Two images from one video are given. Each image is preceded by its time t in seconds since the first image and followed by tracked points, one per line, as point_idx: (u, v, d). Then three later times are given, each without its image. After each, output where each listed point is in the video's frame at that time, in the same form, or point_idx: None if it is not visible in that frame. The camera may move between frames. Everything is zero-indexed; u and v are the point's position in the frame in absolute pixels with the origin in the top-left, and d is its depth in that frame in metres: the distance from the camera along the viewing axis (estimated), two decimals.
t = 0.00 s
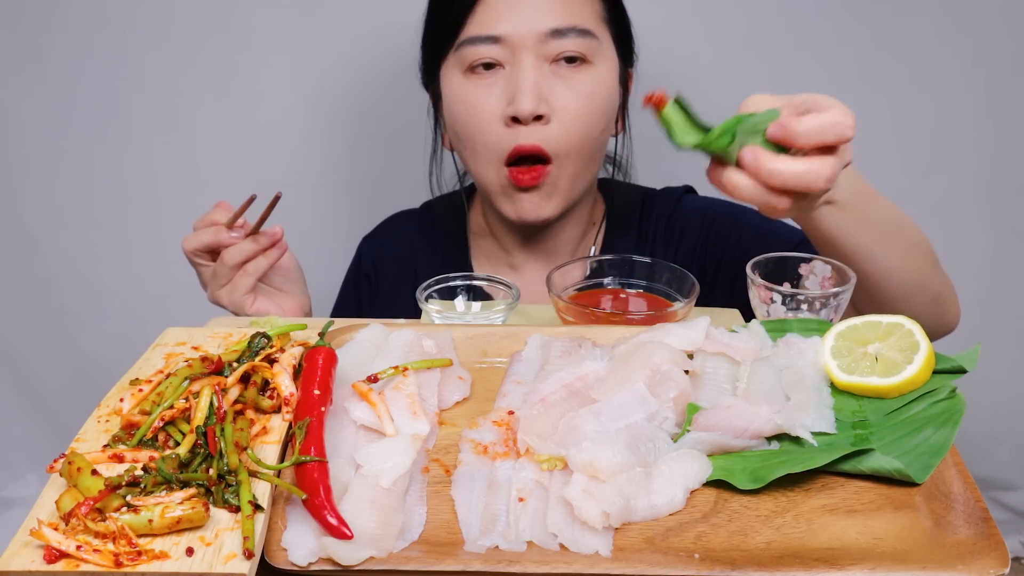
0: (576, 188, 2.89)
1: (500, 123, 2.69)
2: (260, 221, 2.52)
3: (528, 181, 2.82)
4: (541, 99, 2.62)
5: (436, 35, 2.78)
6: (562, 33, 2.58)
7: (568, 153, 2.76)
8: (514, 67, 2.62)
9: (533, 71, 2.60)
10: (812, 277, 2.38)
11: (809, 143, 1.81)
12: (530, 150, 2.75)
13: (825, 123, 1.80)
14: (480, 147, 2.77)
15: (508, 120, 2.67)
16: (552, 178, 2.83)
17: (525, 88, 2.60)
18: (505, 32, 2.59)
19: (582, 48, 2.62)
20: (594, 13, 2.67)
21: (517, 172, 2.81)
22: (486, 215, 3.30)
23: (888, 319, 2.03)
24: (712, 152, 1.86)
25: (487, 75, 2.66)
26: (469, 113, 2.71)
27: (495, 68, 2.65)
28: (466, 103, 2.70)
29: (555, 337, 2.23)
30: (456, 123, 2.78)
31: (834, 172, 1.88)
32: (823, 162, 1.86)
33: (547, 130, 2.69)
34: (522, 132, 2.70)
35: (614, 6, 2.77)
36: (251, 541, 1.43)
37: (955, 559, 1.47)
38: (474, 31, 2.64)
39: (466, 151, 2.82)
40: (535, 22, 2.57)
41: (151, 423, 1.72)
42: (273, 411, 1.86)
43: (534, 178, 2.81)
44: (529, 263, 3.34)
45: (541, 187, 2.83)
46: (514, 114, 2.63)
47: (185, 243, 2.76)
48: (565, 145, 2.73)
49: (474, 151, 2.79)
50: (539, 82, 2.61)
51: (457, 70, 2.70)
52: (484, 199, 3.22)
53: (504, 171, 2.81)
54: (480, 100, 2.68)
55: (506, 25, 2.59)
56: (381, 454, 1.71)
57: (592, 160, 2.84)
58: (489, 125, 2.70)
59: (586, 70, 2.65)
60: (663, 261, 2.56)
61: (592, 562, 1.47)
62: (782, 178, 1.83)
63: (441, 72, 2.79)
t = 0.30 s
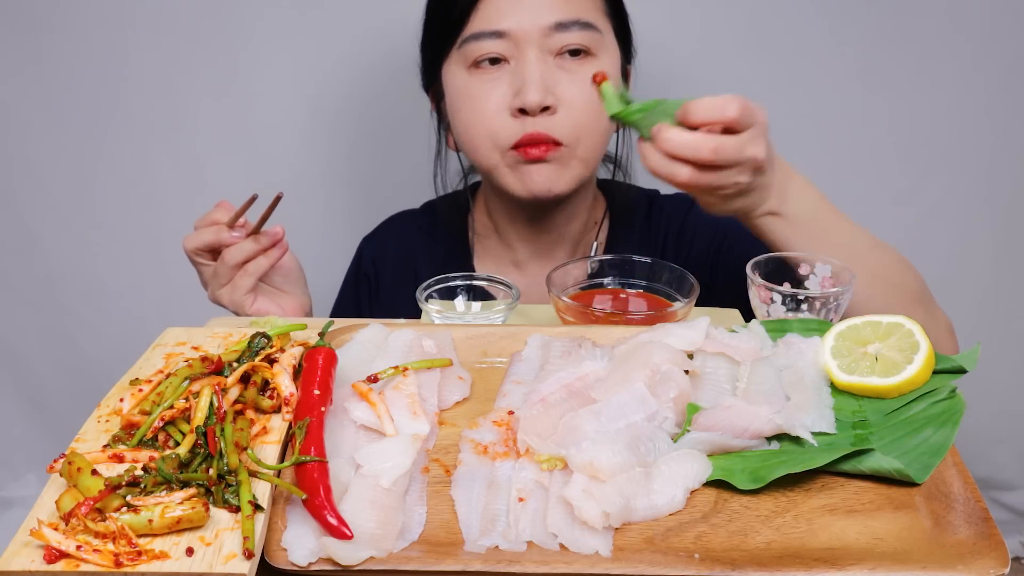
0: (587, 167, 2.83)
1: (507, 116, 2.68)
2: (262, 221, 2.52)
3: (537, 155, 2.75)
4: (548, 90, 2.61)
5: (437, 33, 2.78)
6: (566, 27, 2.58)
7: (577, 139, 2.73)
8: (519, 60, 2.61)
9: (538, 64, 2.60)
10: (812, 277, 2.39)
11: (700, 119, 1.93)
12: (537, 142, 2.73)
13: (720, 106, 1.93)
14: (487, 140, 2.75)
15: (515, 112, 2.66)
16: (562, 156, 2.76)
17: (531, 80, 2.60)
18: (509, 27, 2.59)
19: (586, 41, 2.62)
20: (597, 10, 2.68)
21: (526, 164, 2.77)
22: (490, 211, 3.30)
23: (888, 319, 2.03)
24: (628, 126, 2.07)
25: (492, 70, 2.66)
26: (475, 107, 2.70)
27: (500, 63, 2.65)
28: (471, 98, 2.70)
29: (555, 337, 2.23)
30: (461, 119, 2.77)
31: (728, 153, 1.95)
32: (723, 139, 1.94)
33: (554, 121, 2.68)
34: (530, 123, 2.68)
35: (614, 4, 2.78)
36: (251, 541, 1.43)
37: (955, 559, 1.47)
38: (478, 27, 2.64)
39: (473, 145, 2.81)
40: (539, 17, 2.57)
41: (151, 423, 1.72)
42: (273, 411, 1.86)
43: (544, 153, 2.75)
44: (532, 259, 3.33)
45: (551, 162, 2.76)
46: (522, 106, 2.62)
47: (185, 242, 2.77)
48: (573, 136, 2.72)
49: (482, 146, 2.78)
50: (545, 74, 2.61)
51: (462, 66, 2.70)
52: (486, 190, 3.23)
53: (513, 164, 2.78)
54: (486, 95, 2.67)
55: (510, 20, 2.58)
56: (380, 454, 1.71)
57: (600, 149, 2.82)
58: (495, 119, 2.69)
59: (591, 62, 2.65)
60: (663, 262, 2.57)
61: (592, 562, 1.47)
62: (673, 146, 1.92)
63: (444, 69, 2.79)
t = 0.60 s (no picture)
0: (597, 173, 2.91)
1: (523, 109, 2.65)
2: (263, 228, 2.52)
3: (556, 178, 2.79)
4: (564, 81, 2.60)
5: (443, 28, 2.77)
6: (576, 19, 2.60)
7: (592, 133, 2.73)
8: (532, 54, 2.61)
9: (552, 57, 2.59)
10: (812, 276, 2.42)
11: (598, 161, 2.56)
12: (554, 135, 2.70)
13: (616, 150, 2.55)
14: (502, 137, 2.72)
15: (531, 106, 2.64)
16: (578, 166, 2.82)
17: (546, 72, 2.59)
18: (520, 20, 2.58)
19: (596, 33, 2.64)
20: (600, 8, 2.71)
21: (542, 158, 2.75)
22: (494, 213, 3.28)
23: (888, 319, 2.03)
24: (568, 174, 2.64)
25: (503, 65, 2.64)
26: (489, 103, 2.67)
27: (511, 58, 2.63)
28: (486, 93, 2.66)
29: (555, 337, 2.23)
30: (475, 116, 2.73)
31: (620, 188, 2.53)
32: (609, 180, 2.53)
33: (571, 114, 2.67)
34: (547, 117, 2.66)
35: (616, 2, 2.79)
36: (251, 541, 1.43)
37: (955, 559, 1.47)
38: (487, 21, 2.63)
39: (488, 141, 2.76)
40: (549, 11, 2.58)
41: (152, 423, 1.72)
42: (273, 411, 1.86)
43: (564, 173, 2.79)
44: (534, 260, 3.34)
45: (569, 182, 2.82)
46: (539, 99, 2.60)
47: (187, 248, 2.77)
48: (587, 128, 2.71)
49: (497, 141, 2.73)
50: (558, 67, 2.60)
51: (473, 62, 2.68)
52: (489, 193, 3.22)
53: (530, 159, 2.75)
54: (499, 89, 2.64)
55: (520, 13, 2.58)
56: (380, 454, 1.71)
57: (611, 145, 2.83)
58: (511, 113, 2.66)
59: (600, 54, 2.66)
60: (663, 262, 2.57)
61: (592, 562, 1.47)
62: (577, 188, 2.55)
63: (454, 65, 2.76)
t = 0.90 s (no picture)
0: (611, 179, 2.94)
1: (536, 125, 2.67)
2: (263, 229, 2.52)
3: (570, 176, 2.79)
4: (576, 98, 2.61)
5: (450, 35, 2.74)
6: (588, 33, 2.58)
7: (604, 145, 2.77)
8: (543, 69, 2.60)
9: (564, 73, 2.59)
10: (813, 276, 2.42)
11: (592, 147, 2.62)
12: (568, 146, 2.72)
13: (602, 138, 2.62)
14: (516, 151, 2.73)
15: (544, 121, 2.65)
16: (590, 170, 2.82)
17: (559, 90, 2.59)
18: (532, 34, 2.57)
19: (607, 47, 2.63)
20: (608, 9, 2.71)
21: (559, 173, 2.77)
22: (497, 213, 3.27)
23: (887, 319, 2.04)
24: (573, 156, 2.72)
25: (515, 79, 2.63)
26: (501, 118, 2.68)
27: (523, 72, 2.62)
28: (497, 108, 2.67)
29: (555, 337, 2.23)
30: (487, 130, 2.73)
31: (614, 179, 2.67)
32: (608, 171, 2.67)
33: (584, 128, 2.68)
34: (560, 131, 2.68)
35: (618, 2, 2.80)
36: (251, 541, 1.43)
37: (955, 559, 1.47)
38: (498, 34, 2.61)
39: (502, 156, 2.77)
40: (560, 24, 2.56)
41: (151, 423, 1.72)
42: (273, 411, 1.86)
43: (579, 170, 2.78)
44: (535, 260, 3.34)
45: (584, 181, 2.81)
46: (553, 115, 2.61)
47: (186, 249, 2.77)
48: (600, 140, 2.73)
49: (512, 155, 2.75)
50: (571, 82, 2.60)
51: (485, 75, 2.67)
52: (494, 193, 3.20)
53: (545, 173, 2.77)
54: (512, 104, 2.64)
55: (532, 28, 2.56)
56: (380, 454, 1.71)
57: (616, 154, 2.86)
58: (525, 128, 2.67)
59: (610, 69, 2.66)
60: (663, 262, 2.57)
61: (592, 562, 1.47)
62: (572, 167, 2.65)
63: (464, 77, 2.73)
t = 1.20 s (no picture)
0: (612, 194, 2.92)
1: (542, 134, 2.66)
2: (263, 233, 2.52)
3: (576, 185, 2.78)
4: (582, 106, 2.61)
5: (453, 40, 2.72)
6: (593, 40, 2.59)
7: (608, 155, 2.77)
8: (548, 76, 2.60)
9: (569, 81, 2.59)
10: (812, 277, 2.42)
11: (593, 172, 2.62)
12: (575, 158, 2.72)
13: (603, 163, 2.61)
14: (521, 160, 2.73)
15: (550, 130, 2.64)
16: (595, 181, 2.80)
17: (565, 98, 2.58)
18: (537, 41, 2.56)
19: (611, 54, 2.65)
20: (609, 11, 2.71)
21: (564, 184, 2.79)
22: (497, 215, 3.27)
23: (887, 319, 2.04)
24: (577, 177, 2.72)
25: (520, 87, 2.63)
26: (507, 126, 2.67)
27: (528, 79, 2.62)
28: (502, 116, 2.66)
29: (555, 337, 2.23)
30: (491, 138, 2.73)
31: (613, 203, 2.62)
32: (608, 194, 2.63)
33: (589, 137, 2.68)
34: (567, 140, 2.67)
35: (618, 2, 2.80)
36: (251, 541, 1.43)
37: (955, 559, 1.47)
38: (502, 41, 2.60)
39: (507, 165, 2.77)
40: (565, 31, 2.56)
41: (152, 423, 1.72)
42: (273, 411, 1.86)
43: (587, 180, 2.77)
44: (535, 262, 3.34)
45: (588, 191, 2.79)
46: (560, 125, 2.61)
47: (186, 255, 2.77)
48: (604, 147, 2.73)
49: (517, 164, 2.74)
50: (576, 89, 2.60)
51: (489, 83, 2.66)
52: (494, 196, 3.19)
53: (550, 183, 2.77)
54: (517, 112, 2.63)
55: (537, 35, 2.56)
56: (380, 454, 1.71)
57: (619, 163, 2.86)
58: (531, 136, 2.66)
59: (613, 76, 2.67)
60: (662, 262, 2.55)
61: (592, 562, 1.47)
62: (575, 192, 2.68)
63: (468, 84, 2.72)
